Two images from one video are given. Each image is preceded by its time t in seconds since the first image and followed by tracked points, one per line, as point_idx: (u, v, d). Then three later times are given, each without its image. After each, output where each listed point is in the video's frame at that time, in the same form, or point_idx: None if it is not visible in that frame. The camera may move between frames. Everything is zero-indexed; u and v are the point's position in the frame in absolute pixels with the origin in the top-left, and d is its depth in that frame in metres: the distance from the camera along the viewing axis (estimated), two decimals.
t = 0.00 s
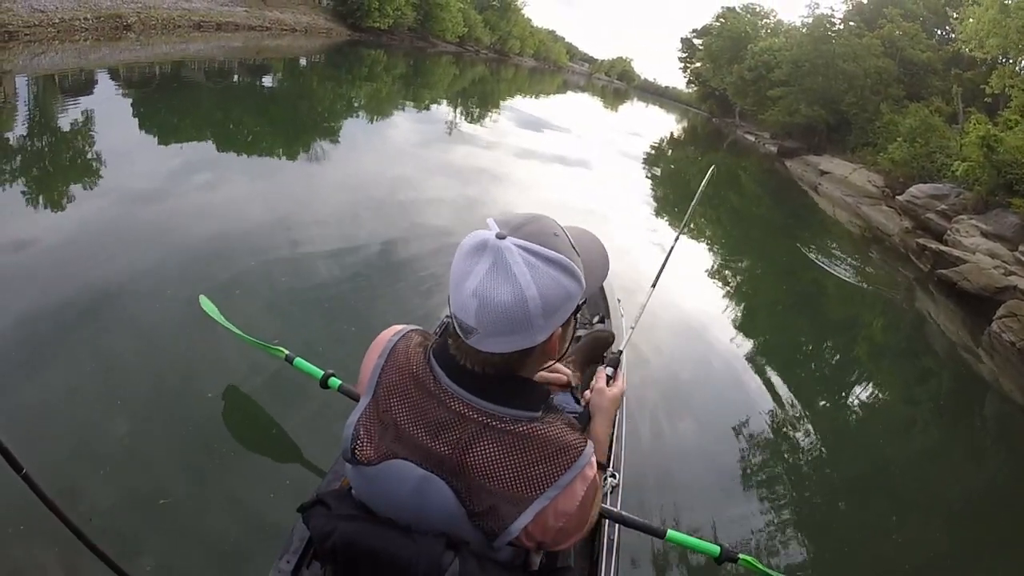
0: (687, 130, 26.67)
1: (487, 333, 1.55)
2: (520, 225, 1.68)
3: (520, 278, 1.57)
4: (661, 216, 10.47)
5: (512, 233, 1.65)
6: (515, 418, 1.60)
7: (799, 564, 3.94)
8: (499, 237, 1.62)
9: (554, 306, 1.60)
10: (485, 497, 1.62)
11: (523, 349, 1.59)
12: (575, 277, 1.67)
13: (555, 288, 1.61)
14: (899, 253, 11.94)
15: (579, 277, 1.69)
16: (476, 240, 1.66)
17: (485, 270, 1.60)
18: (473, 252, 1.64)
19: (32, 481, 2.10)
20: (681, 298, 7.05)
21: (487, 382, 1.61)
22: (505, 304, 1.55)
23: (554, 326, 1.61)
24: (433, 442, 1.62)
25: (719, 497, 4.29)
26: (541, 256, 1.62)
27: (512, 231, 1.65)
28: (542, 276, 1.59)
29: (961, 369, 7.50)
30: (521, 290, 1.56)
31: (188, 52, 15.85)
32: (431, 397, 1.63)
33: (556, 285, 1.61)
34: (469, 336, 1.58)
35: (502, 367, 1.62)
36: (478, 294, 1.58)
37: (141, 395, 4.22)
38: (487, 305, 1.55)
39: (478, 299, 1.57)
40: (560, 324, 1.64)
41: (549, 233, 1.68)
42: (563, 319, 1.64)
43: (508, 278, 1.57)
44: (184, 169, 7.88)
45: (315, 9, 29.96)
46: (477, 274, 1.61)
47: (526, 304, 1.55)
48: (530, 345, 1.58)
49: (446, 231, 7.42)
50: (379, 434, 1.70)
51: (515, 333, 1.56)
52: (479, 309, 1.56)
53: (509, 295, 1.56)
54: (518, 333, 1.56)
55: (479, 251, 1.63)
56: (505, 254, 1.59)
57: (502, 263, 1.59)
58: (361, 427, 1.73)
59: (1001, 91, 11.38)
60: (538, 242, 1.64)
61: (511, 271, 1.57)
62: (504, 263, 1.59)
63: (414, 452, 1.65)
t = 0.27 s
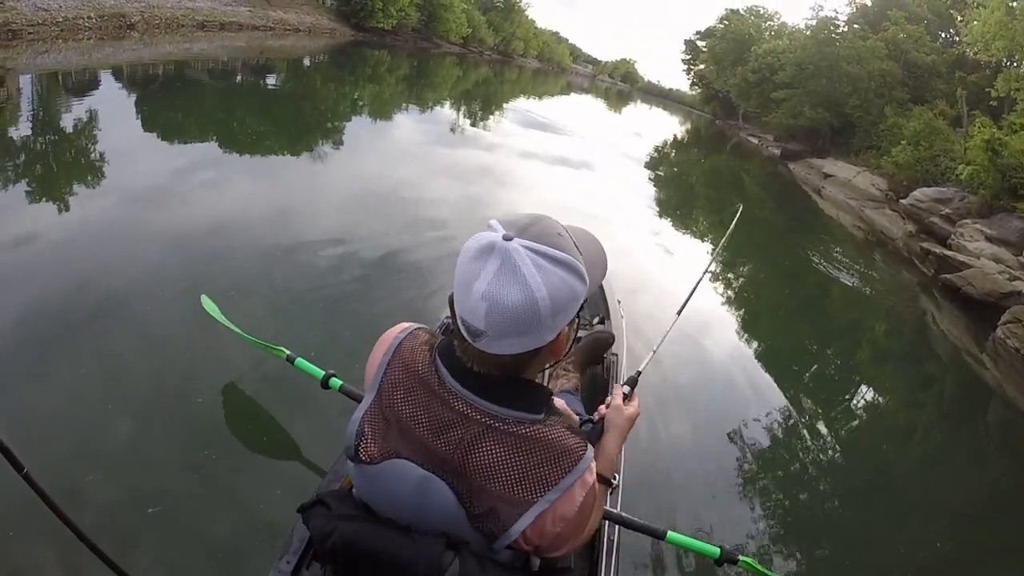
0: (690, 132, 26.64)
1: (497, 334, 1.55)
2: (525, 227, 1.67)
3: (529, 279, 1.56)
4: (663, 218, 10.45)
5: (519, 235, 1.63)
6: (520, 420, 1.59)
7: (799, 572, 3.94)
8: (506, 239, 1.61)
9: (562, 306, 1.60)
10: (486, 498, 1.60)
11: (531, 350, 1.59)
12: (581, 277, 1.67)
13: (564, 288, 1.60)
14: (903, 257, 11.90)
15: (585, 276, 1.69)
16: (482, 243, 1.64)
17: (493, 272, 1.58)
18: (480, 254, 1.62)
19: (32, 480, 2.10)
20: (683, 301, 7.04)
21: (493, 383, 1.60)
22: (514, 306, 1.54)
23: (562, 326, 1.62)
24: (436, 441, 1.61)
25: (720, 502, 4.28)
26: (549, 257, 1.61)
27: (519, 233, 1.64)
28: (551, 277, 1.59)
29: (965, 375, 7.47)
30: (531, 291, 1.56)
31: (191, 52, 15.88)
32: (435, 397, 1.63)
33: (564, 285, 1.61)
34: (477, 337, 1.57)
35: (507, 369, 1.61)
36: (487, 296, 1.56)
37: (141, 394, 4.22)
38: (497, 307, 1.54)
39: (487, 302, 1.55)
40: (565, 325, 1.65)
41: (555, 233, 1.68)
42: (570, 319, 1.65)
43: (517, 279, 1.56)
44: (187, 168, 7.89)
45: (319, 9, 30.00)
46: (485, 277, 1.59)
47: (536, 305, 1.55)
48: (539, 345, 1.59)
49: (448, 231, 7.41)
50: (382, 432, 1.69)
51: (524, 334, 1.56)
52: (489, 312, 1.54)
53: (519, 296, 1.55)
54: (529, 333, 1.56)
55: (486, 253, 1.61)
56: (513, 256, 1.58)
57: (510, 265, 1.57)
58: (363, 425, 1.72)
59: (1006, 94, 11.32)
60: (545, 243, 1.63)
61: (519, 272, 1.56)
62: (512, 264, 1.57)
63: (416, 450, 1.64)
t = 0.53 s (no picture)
0: (694, 133, 26.60)
1: (515, 343, 1.53)
2: (540, 233, 1.64)
3: (547, 287, 1.55)
4: (667, 219, 10.43)
5: (535, 242, 1.61)
6: (525, 425, 1.58)
7: None
8: (523, 246, 1.58)
9: (578, 313, 1.60)
10: (487, 500, 1.59)
11: (544, 356, 1.59)
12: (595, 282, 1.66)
13: (580, 294, 1.60)
14: (908, 258, 11.85)
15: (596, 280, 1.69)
16: (498, 250, 1.60)
17: (511, 280, 1.56)
18: (495, 262, 1.59)
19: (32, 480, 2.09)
20: (687, 302, 7.02)
21: (501, 388, 1.59)
22: (533, 314, 1.53)
23: (575, 331, 1.62)
24: (438, 441, 1.60)
25: (722, 505, 4.26)
26: (565, 263, 1.59)
27: (534, 240, 1.62)
28: (568, 285, 1.58)
29: (970, 378, 7.42)
30: (549, 299, 1.55)
31: (195, 53, 15.94)
32: (440, 399, 1.61)
33: (580, 292, 1.60)
34: (493, 346, 1.55)
35: (517, 374, 1.61)
36: (505, 305, 1.53)
37: (142, 394, 4.22)
38: (516, 317, 1.52)
39: (505, 310, 1.53)
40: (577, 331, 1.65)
41: (568, 238, 1.66)
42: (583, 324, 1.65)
43: (535, 287, 1.55)
44: (191, 169, 7.90)
45: (322, 10, 30.05)
46: (501, 285, 1.56)
47: (554, 313, 1.54)
48: (553, 350, 1.59)
49: (450, 232, 7.41)
50: (384, 432, 1.68)
51: (540, 342, 1.55)
52: (507, 321, 1.53)
53: (538, 305, 1.53)
54: (546, 340, 1.56)
55: (502, 261, 1.59)
56: (531, 264, 1.56)
57: (528, 273, 1.56)
58: (366, 425, 1.71)
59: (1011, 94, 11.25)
60: (560, 249, 1.62)
61: (538, 280, 1.55)
62: (530, 273, 1.55)
63: (417, 450, 1.63)
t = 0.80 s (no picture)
0: (700, 135, 26.54)
1: (509, 343, 1.52)
2: (537, 233, 1.64)
3: (542, 286, 1.54)
4: (673, 221, 10.39)
5: (532, 242, 1.60)
6: (522, 428, 1.57)
7: None
8: (519, 245, 1.57)
9: (575, 314, 1.58)
10: (486, 504, 1.59)
11: (541, 357, 1.58)
12: (593, 284, 1.64)
13: (577, 295, 1.58)
14: (917, 260, 11.75)
15: (595, 282, 1.66)
16: (495, 248, 1.60)
17: (506, 279, 1.55)
18: (490, 262, 1.59)
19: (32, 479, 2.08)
20: (692, 304, 6.99)
21: (497, 391, 1.58)
22: (528, 314, 1.52)
23: (573, 333, 1.60)
24: (436, 444, 1.59)
25: (729, 508, 4.22)
26: (561, 264, 1.58)
27: (532, 239, 1.61)
28: (562, 285, 1.56)
29: (981, 381, 7.33)
30: (544, 299, 1.53)
31: (201, 59, 16.07)
32: (437, 401, 1.60)
33: (577, 292, 1.58)
34: (486, 345, 1.54)
35: (513, 376, 1.59)
36: (499, 304, 1.53)
37: (145, 395, 4.24)
38: (509, 316, 1.51)
39: (499, 310, 1.52)
40: (575, 333, 1.63)
41: (567, 239, 1.64)
42: (580, 327, 1.63)
43: (532, 286, 1.54)
44: (198, 174, 7.95)
45: (328, 16, 30.23)
46: (496, 285, 1.56)
47: (550, 314, 1.53)
48: (549, 352, 1.57)
49: (454, 235, 7.41)
50: (381, 434, 1.67)
51: (535, 343, 1.54)
52: (500, 320, 1.52)
53: (533, 305, 1.52)
54: (540, 342, 1.54)
55: (497, 260, 1.58)
56: (526, 263, 1.55)
57: (523, 272, 1.55)
58: (364, 426, 1.71)
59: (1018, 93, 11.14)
60: (557, 250, 1.60)
61: (534, 279, 1.54)
62: (525, 272, 1.55)
63: (415, 454, 1.63)
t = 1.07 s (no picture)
0: (708, 135, 26.46)
1: (495, 344, 1.51)
2: (529, 234, 1.62)
3: (531, 288, 1.52)
4: (679, 221, 10.36)
5: (523, 242, 1.59)
6: (518, 427, 1.55)
7: None
8: (509, 246, 1.56)
9: (565, 316, 1.56)
10: (483, 504, 1.58)
11: (531, 360, 1.56)
12: (586, 286, 1.62)
13: (566, 297, 1.56)
14: (926, 259, 11.65)
15: (588, 284, 1.64)
16: (485, 249, 1.60)
17: (494, 280, 1.54)
18: (480, 261, 1.58)
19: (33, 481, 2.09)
20: (698, 304, 6.96)
21: (493, 390, 1.56)
22: (515, 315, 1.50)
23: (564, 335, 1.58)
24: (433, 444, 1.58)
25: (733, 509, 4.19)
26: (552, 265, 1.56)
27: (523, 240, 1.59)
28: (552, 286, 1.55)
29: (991, 381, 7.26)
30: (532, 301, 1.52)
31: (207, 63, 16.19)
32: (433, 401, 1.59)
33: (567, 294, 1.56)
34: (475, 346, 1.53)
35: (505, 378, 1.58)
36: (486, 306, 1.52)
37: (147, 397, 4.26)
38: (496, 317, 1.50)
39: (486, 311, 1.51)
40: (567, 335, 1.61)
41: (559, 241, 1.62)
42: (571, 329, 1.60)
43: (520, 287, 1.53)
44: (205, 178, 7.99)
45: (334, 19, 30.37)
46: (485, 285, 1.55)
47: (538, 315, 1.51)
48: (539, 354, 1.55)
49: (458, 237, 7.41)
50: (380, 434, 1.67)
51: (524, 345, 1.52)
52: (488, 320, 1.51)
53: (520, 306, 1.51)
54: (528, 344, 1.52)
55: (487, 260, 1.57)
56: (515, 264, 1.54)
57: (512, 273, 1.54)
58: (362, 426, 1.70)
59: None
60: (549, 251, 1.58)
61: (522, 280, 1.53)
62: (514, 273, 1.53)
63: (413, 453, 1.63)
